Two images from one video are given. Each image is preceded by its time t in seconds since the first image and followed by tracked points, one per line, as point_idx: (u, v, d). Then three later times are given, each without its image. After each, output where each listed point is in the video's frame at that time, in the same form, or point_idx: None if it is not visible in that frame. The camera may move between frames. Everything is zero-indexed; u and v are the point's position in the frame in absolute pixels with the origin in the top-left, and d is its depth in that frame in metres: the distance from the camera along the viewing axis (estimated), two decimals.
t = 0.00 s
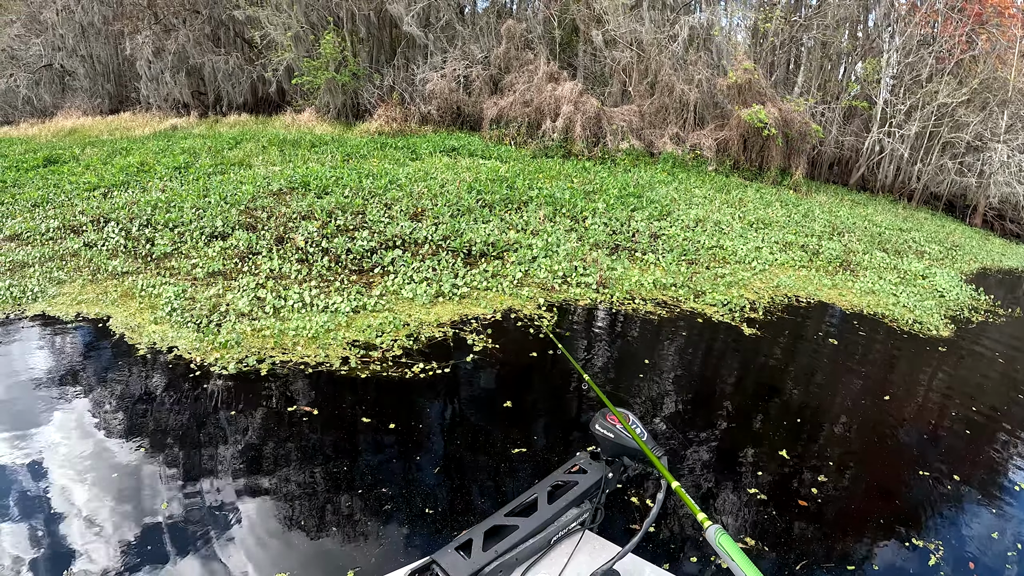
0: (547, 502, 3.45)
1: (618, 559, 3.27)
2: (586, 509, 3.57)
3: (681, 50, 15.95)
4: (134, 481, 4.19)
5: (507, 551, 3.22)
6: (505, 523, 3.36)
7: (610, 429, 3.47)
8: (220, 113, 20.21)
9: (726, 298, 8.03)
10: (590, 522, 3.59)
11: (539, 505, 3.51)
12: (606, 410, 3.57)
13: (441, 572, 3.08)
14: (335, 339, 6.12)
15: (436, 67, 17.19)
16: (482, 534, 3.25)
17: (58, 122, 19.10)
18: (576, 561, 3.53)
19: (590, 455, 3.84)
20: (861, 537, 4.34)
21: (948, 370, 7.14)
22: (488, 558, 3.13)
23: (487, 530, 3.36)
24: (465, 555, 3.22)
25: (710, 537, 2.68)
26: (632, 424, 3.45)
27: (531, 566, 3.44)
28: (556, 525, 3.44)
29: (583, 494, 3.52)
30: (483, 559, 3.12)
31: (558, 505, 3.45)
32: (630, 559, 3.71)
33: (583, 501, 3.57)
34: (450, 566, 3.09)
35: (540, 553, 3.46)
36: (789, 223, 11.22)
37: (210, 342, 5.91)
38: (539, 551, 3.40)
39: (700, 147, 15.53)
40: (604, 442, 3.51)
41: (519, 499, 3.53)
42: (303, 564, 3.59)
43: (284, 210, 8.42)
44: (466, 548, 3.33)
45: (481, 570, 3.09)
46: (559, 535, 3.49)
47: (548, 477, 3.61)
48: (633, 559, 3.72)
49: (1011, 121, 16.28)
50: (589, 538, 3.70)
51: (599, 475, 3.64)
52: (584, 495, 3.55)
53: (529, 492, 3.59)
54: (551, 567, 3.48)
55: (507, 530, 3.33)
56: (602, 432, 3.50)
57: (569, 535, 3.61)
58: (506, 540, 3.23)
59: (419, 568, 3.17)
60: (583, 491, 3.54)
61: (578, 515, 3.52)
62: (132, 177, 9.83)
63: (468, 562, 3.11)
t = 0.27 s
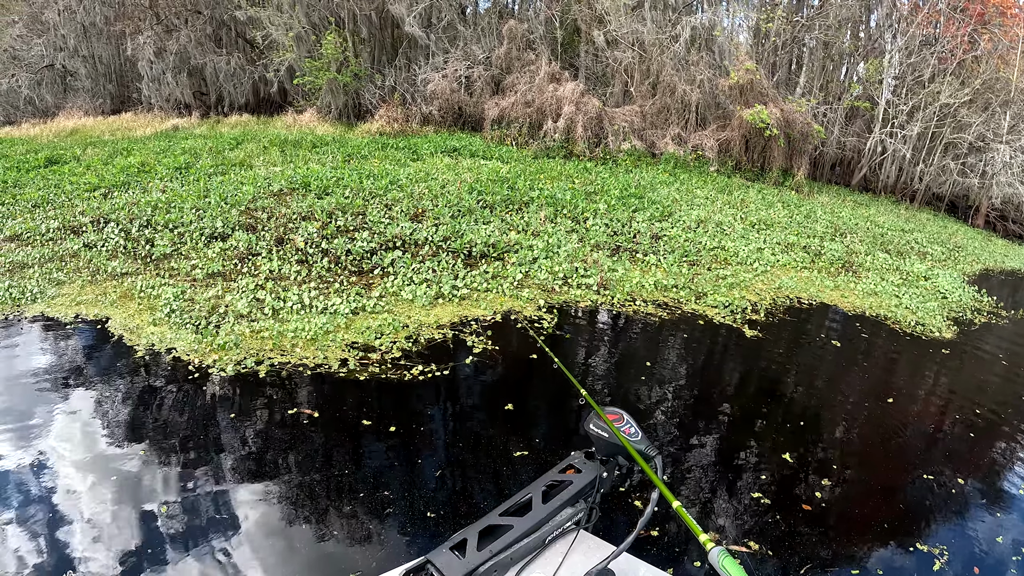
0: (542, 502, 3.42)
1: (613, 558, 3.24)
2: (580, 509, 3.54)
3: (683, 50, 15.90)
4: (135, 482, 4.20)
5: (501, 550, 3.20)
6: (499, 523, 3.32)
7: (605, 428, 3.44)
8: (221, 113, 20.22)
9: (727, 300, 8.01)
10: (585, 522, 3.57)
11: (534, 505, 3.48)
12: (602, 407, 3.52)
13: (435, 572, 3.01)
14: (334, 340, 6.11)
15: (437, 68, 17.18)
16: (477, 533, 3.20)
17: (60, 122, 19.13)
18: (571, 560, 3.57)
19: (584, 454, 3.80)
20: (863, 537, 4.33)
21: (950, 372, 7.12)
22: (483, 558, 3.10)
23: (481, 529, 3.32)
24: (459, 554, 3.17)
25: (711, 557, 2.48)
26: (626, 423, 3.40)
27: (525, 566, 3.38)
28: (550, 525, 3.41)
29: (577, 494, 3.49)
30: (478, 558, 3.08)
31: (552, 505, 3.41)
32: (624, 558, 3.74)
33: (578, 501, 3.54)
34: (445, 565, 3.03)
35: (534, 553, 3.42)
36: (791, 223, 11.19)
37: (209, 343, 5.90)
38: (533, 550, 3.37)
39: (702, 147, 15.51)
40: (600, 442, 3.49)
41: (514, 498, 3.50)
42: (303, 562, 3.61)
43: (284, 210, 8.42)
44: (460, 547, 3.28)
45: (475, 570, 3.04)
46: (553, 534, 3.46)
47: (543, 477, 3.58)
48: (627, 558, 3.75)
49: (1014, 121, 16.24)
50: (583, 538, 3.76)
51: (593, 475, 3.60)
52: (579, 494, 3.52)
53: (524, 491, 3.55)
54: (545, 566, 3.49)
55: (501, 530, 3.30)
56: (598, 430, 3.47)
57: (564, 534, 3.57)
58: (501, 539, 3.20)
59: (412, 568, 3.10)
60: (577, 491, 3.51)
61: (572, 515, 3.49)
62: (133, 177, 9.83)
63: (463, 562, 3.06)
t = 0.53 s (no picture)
0: (535, 502, 3.46)
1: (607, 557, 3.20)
2: (574, 509, 3.56)
3: (685, 51, 15.84)
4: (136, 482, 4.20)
5: (495, 551, 3.25)
6: (493, 523, 3.39)
7: (598, 428, 3.47)
8: (222, 114, 20.22)
9: (729, 301, 7.98)
10: (580, 522, 3.60)
11: (528, 505, 3.53)
12: (595, 407, 3.56)
13: (429, 572, 3.13)
14: (333, 342, 6.09)
15: (439, 68, 17.17)
16: (470, 534, 3.28)
17: (61, 122, 19.15)
18: (565, 560, 3.53)
19: (579, 454, 3.80)
20: (865, 540, 4.31)
21: (952, 373, 7.10)
22: (477, 558, 3.16)
23: (476, 529, 3.40)
24: (454, 555, 3.26)
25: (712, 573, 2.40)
26: (619, 423, 3.44)
27: (520, 566, 3.44)
28: (544, 525, 3.45)
29: (571, 494, 3.51)
30: (472, 558, 3.15)
31: (546, 505, 3.45)
32: (619, 557, 3.74)
33: (572, 500, 3.56)
34: (439, 566, 3.13)
35: (529, 553, 3.47)
36: (793, 225, 11.17)
37: (207, 345, 5.88)
38: (527, 550, 3.43)
39: (703, 148, 15.49)
40: (593, 441, 3.51)
41: (508, 499, 3.55)
42: (302, 563, 3.61)
43: (284, 211, 8.41)
44: (456, 547, 3.37)
45: (469, 570, 3.12)
46: (549, 534, 3.51)
47: (537, 477, 3.62)
48: (622, 557, 3.75)
49: (1016, 122, 16.22)
50: (577, 538, 3.70)
51: (587, 474, 3.61)
52: (573, 494, 3.54)
53: (518, 492, 3.60)
54: (540, 566, 3.50)
55: (496, 530, 3.36)
56: (591, 430, 3.50)
57: (559, 534, 3.60)
58: (495, 540, 3.25)
59: (409, 568, 3.23)
60: (571, 490, 3.53)
61: (566, 515, 3.52)
62: (133, 178, 9.83)
63: (457, 562, 3.14)
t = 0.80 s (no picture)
0: (535, 502, 3.46)
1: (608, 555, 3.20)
2: (574, 508, 3.57)
3: (685, 51, 15.82)
4: (137, 482, 4.20)
5: (496, 550, 3.23)
6: (493, 523, 3.37)
7: (596, 426, 3.51)
8: (223, 114, 20.22)
9: (729, 302, 7.95)
10: (579, 521, 3.61)
11: (528, 505, 3.52)
12: (594, 407, 3.61)
13: (430, 572, 3.08)
14: (330, 344, 6.07)
15: (439, 68, 17.16)
16: (471, 534, 3.26)
17: (62, 123, 19.17)
18: (565, 560, 3.50)
19: (578, 454, 3.85)
20: (866, 542, 4.30)
21: (954, 374, 7.08)
22: (477, 558, 3.13)
23: (476, 530, 3.37)
24: (454, 555, 3.23)
25: None
26: (618, 422, 3.49)
27: (521, 566, 3.40)
28: (545, 524, 3.44)
29: (571, 493, 3.53)
30: (473, 558, 3.12)
31: (546, 505, 3.45)
32: (619, 557, 3.73)
33: (572, 500, 3.58)
34: (440, 566, 3.09)
35: (529, 553, 3.44)
36: (794, 225, 11.15)
37: (204, 347, 5.86)
38: (528, 550, 3.40)
39: (704, 149, 15.48)
40: (591, 440, 3.55)
41: (508, 499, 3.54)
42: (302, 562, 3.61)
43: (283, 212, 8.41)
44: (455, 548, 3.34)
45: (470, 570, 3.08)
46: (549, 534, 3.49)
47: (537, 477, 3.62)
48: (622, 557, 3.73)
49: (1018, 122, 16.20)
50: (578, 538, 3.68)
51: (587, 474, 3.66)
52: (573, 493, 3.56)
53: (518, 492, 3.60)
54: (540, 566, 3.46)
55: (496, 530, 3.34)
56: (589, 430, 3.55)
57: (559, 534, 3.58)
58: (495, 539, 3.23)
59: (409, 569, 3.17)
60: (571, 490, 3.55)
61: (566, 514, 3.52)
62: (133, 178, 9.83)
63: (457, 563, 3.11)
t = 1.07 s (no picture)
0: (536, 501, 3.42)
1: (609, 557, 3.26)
2: (575, 507, 3.55)
3: (685, 51, 15.81)
4: (139, 484, 4.20)
5: (497, 550, 3.19)
6: (493, 522, 3.33)
7: (597, 424, 3.43)
8: (222, 115, 20.20)
9: (727, 303, 7.92)
10: (580, 520, 3.60)
11: (528, 504, 3.48)
12: (593, 406, 3.53)
13: (430, 572, 3.03)
14: (324, 346, 6.04)
15: (438, 69, 17.14)
16: (471, 533, 3.20)
17: (60, 124, 19.15)
18: (567, 558, 3.53)
19: (578, 452, 3.80)
20: (865, 542, 4.28)
21: (954, 375, 7.06)
22: (478, 558, 3.08)
23: (476, 529, 3.33)
24: (455, 554, 3.18)
25: None
26: (618, 420, 3.41)
27: (521, 566, 3.38)
28: (545, 523, 3.41)
29: (571, 492, 3.50)
30: (473, 558, 3.07)
31: (546, 504, 3.41)
32: (620, 555, 3.74)
33: (572, 499, 3.55)
34: (441, 566, 3.03)
35: (530, 552, 3.42)
36: (793, 226, 11.14)
37: (198, 348, 5.84)
38: (528, 549, 3.38)
39: (703, 149, 15.47)
40: (590, 438, 3.49)
41: (508, 498, 3.50)
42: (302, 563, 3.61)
43: (280, 212, 8.39)
44: (455, 547, 3.29)
45: (471, 569, 3.04)
46: (549, 533, 3.47)
47: (537, 476, 3.58)
48: (622, 555, 3.74)
49: (1018, 122, 16.19)
50: (579, 536, 3.70)
51: (587, 472, 3.63)
52: (573, 492, 3.53)
53: (518, 491, 3.56)
54: (542, 564, 3.47)
55: (497, 529, 3.30)
56: (589, 429, 3.49)
57: (560, 533, 3.57)
58: (496, 539, 3.19)
59: (408, 569, 3.12)
60: (572, 489, 3.52)
61: (567, 513, 3.50)
62: (131, 179, 9.82)
63: (458, 562, 3.06)
